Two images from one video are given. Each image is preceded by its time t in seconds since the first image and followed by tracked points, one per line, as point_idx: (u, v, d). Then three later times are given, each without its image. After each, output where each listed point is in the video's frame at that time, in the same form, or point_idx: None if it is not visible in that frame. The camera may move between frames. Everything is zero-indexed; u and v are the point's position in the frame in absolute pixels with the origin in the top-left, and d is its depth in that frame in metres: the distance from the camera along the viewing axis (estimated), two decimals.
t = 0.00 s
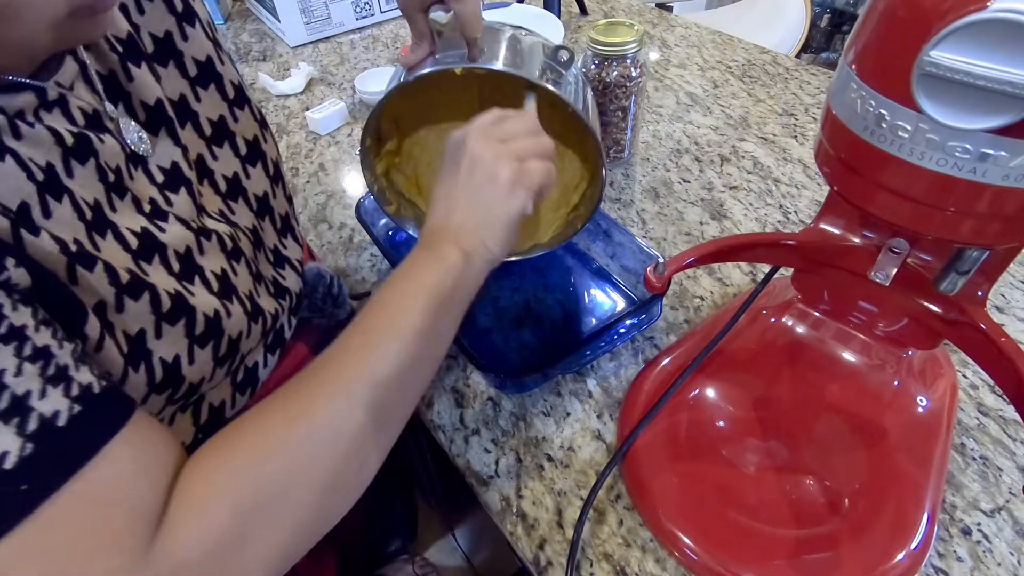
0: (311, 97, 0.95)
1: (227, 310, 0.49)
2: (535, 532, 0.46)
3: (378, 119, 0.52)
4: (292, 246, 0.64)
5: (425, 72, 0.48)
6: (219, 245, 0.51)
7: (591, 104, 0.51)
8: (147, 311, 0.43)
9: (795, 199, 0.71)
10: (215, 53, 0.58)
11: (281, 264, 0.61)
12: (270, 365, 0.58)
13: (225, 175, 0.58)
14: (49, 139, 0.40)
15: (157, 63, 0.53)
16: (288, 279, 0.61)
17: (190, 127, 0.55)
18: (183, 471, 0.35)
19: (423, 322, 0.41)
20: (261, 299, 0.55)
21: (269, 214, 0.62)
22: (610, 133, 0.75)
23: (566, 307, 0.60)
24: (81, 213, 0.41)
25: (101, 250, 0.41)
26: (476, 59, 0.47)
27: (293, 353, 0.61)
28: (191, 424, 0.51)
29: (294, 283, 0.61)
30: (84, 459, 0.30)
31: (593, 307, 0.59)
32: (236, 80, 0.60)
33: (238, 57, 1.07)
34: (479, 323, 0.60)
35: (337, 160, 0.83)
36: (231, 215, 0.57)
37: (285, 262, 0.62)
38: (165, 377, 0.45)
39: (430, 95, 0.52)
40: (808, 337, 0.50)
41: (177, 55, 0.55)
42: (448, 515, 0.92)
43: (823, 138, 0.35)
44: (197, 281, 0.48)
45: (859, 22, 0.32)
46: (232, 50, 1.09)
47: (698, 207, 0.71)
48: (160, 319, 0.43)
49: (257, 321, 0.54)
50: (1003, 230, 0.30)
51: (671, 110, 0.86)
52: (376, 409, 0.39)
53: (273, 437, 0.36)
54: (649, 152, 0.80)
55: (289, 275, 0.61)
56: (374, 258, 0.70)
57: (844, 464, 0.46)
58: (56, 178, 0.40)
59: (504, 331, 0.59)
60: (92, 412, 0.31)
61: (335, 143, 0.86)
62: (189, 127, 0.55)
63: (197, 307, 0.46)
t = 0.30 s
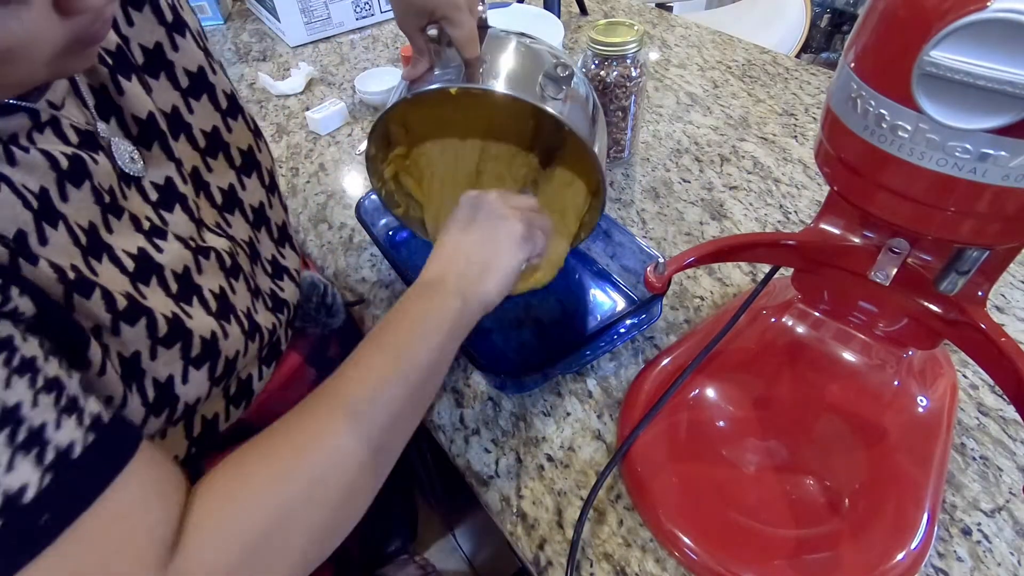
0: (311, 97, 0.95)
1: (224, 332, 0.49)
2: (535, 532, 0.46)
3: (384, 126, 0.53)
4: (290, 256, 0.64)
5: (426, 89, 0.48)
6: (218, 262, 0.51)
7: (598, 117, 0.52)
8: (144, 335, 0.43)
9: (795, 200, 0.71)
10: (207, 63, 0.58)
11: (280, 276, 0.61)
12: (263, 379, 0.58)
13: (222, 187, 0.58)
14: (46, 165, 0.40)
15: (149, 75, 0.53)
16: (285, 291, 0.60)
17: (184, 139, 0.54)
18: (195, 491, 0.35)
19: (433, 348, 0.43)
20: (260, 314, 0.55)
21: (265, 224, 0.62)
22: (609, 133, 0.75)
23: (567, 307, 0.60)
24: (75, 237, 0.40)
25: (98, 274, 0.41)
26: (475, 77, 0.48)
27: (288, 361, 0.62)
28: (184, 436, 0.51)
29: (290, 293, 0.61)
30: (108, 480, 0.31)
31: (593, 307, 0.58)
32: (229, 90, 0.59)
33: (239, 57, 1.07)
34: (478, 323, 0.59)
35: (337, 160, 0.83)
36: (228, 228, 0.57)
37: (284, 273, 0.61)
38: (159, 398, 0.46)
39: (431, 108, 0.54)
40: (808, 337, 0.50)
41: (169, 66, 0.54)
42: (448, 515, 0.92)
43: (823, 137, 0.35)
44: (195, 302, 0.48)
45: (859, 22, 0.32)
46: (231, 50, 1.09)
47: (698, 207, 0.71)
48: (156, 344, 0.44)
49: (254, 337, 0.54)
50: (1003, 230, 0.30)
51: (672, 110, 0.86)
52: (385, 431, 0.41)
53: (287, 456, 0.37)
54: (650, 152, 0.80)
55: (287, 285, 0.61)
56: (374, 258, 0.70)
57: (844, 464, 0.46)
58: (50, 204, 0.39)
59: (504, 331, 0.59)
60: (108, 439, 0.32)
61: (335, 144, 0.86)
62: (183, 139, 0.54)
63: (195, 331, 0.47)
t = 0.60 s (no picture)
0: (311, 97, 0.95)
1: (210, 337, 0.49)
2: (535, 532, 0.46)
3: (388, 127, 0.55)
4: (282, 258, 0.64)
5: (427, 95, 0.49)
6: (207, 267, 0.51)
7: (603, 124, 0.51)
8: (128, 344, 0.43)
9: (795, 200, 0.71)
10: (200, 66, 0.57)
11: (272, 279, 0.61)
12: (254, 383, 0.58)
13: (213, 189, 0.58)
14: (25, 172, 0.40)
15: (138, 77, 0.53)
16: (278, 294, 0.60)
17: (174, 141, 0.55)
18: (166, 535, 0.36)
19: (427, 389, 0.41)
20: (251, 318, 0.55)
21: (257, 227, 0.61)
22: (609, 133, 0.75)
23: (567, 307, 0.59)
24: (57, 246, 0.41)
25: (80, 283, 0.41)
26: (477, 85, 0.48)
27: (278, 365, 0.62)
28: (172, 440, 0.52)
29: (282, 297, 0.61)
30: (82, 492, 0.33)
31: (592, 307, 0.58)
32: (220, 92, 0.59)
33: (238, 57, 1.07)
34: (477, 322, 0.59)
35: (338, 161, 0.83)
36: (218, 230, 0.57)
37: (276, 277, 0.61)
38: (145, 408, 0.46)
39: (436, 115, 0.56)
40: (808, 337, 0.50)
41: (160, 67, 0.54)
42: (449, 514, 0.92)
43: (823, 137, 0.35)
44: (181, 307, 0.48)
45: (859, 22, 0.32)
46: (231, 50, 1.09)
47: (698, 207, 0.71)
48: (139, 353, 0.44)
49: (243, 343, 0.54)
50: (1002, 230, 0.30)
51: (672, 110, 0.86)
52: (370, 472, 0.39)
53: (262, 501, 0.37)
54: (650, 153, 0.80)
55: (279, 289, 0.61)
56: (374, 259, 0.70)
57: (844, 464, 0.46)
58: (31, 212, 0.40)
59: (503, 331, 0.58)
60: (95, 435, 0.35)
61: (335, 144, 0.86)
62: (174, 142, 0.55)
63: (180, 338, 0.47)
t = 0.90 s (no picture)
0: (312, 97, 0.95)
1: (195, 344, 0.50)
2: (535, 531, 0.46)
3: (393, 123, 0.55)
4: (275, 260, 0.64)
5: (432, 96, 0.48)
6: (194, 274, 0.51)
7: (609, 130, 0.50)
8: (110, 355, 0.43)
9: (795, 200, 0.71)
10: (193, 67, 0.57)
11: (264, 281, 0.61)
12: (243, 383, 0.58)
13: (205, 191, 0.57)
14: (8, 181, 0.40)
15: (129, 79, 0.52)
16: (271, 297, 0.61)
17: (167, 145, 0.55)
18: (133, 559, 0.37)
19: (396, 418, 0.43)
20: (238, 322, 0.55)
21: (251, 229, 0.61)
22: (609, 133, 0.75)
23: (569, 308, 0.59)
24: (40, 255, 0.41)
25: (64, 292, 0.42)
26: (481, 86, 0.47)
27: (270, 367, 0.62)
28: (157, 440, 0.52)
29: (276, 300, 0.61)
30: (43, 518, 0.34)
31: (593, 308, 0.58)
32: (215, 94, 0.58)
33: (239, 57, 1.07)
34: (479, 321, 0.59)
35: (338, 161, 0.83)
36: (210, 233, 0.57)
37: (269, 279, 0.62)
38: (131, 415, 0.46)
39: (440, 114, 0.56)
40: (808, 337, 0.50)
41: (151, 70, 0.53)
42: (449, 514, 0.92)
43: (823, 136, 0.35)
44: (166, 315, 0.48)
45: (859, 22, 0.32)
46: (231, 50, 1.09)
47: (698, 207, 0.71)
48: (124, 361, 0.44)
49: (230, 349, 0.54)
50: (1002, 230, 0.30)
51: (672, 110, 0.87)
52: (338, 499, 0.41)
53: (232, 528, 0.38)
54: (650, 152, 0.80)
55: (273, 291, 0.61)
56: (374, 259, 0.70)
57: (845, 464, 0.46)
58: (13, 221, 0.40)
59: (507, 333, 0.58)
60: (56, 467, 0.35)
61: (336, 144, 0.86)
62: (166, 145, 0.55)
63: (165, 347, 0.47)
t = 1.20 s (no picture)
0: (312, 97, 0.95)
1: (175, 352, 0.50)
2: (535, 531, 0.46)
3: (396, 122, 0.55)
4: (262, 261, 0.63)
5: (432, 95, 0.49)
6: (172, 281, 0.51)
7: (609, 134, 0.50)
8: (88, 366, 0.43)
9: (795, 200, 0.71)
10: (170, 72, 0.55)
11: (250, 282, 0.61)
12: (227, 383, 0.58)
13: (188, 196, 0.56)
14: None
15: (107, 86, 0.51)
16: (255, 297, 0.61)
17: (147, 150, 0.53)
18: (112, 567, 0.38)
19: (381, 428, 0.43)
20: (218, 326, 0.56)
21: (236, 230, 0.61)
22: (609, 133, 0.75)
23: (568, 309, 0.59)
24: (16, 269, 0.41)
25: (41, 306, 0.41)
26: (481, 88, 0.48)
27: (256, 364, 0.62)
28: (144, 439, 0.52)
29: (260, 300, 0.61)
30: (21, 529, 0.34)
31: (592, 309, 0.58)
32: (193, 97, 0.57)
33: (239, 57, 1.07)
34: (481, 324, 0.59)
35: (338, 161, 0.83)
36: (195, 237, 0.56)
37: (255, 280, 0.62)
38: (113, 421, 0.47)
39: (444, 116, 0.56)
40: (808, 337, 0.50)
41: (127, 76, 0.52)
42: (449, 514, 0.92)
43: (824, 135, 0.35)
44: (145, 323, 0.48)
45: (859, 22, 0.32)
46: (232, 50, 1.09)
47: (698, 207, 0.71)
48: (103, 372, 0.44)
49: (211, 354, 0.55)
50: (1002, 230, 0.30)
51: (672, 110, 0.87)
52: (320, 508, 0.42)
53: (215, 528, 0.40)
54: (650, 152, 0.80)
55: (257, 292, 0.61)
56: (374, 259, 0.70)
57: (845, 464, 0.46)
58: None
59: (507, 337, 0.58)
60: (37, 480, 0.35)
61: (336, 144, 0.86)
62: (147, 150, 0.53)
63: (144, 354, 0.47)
